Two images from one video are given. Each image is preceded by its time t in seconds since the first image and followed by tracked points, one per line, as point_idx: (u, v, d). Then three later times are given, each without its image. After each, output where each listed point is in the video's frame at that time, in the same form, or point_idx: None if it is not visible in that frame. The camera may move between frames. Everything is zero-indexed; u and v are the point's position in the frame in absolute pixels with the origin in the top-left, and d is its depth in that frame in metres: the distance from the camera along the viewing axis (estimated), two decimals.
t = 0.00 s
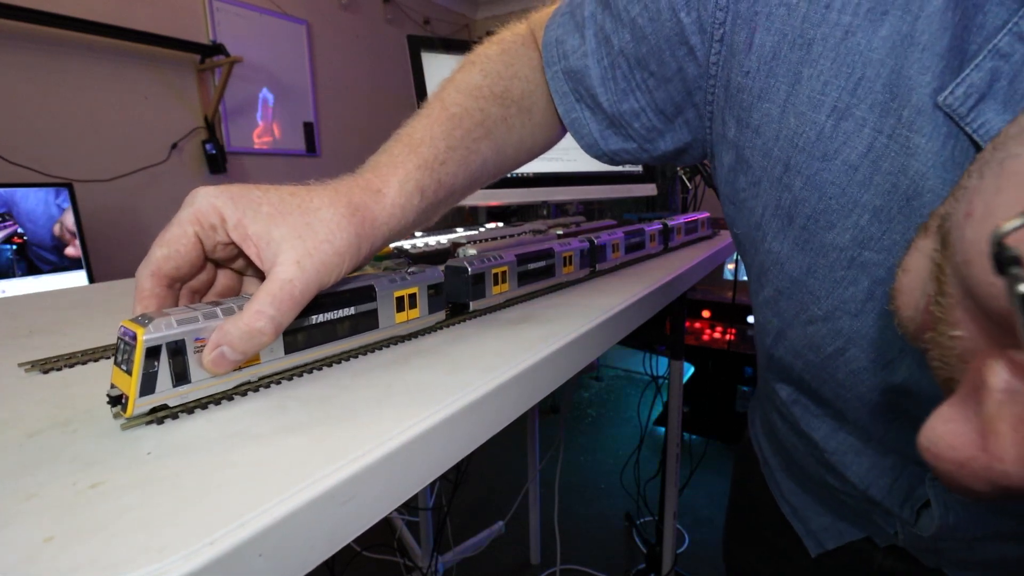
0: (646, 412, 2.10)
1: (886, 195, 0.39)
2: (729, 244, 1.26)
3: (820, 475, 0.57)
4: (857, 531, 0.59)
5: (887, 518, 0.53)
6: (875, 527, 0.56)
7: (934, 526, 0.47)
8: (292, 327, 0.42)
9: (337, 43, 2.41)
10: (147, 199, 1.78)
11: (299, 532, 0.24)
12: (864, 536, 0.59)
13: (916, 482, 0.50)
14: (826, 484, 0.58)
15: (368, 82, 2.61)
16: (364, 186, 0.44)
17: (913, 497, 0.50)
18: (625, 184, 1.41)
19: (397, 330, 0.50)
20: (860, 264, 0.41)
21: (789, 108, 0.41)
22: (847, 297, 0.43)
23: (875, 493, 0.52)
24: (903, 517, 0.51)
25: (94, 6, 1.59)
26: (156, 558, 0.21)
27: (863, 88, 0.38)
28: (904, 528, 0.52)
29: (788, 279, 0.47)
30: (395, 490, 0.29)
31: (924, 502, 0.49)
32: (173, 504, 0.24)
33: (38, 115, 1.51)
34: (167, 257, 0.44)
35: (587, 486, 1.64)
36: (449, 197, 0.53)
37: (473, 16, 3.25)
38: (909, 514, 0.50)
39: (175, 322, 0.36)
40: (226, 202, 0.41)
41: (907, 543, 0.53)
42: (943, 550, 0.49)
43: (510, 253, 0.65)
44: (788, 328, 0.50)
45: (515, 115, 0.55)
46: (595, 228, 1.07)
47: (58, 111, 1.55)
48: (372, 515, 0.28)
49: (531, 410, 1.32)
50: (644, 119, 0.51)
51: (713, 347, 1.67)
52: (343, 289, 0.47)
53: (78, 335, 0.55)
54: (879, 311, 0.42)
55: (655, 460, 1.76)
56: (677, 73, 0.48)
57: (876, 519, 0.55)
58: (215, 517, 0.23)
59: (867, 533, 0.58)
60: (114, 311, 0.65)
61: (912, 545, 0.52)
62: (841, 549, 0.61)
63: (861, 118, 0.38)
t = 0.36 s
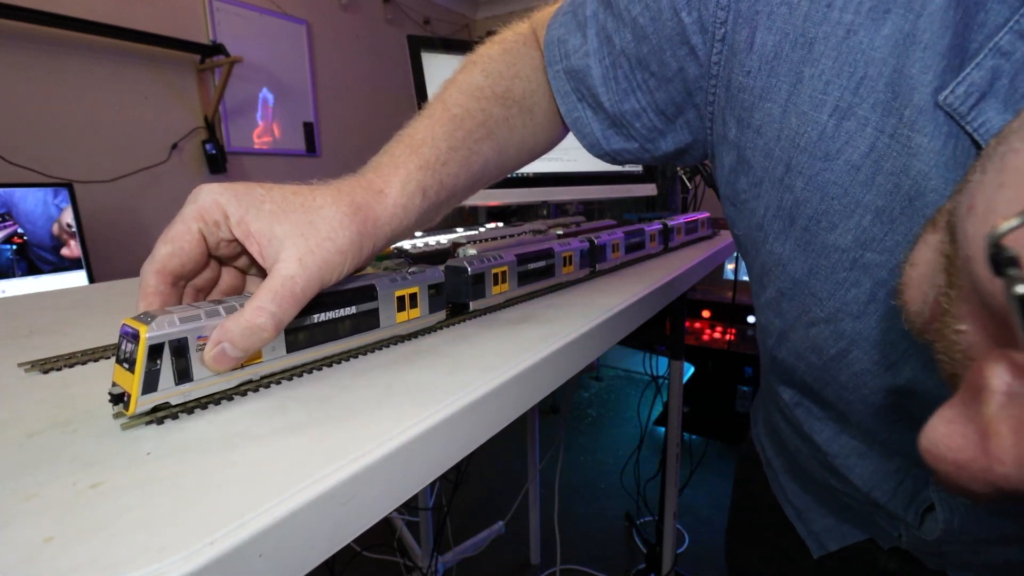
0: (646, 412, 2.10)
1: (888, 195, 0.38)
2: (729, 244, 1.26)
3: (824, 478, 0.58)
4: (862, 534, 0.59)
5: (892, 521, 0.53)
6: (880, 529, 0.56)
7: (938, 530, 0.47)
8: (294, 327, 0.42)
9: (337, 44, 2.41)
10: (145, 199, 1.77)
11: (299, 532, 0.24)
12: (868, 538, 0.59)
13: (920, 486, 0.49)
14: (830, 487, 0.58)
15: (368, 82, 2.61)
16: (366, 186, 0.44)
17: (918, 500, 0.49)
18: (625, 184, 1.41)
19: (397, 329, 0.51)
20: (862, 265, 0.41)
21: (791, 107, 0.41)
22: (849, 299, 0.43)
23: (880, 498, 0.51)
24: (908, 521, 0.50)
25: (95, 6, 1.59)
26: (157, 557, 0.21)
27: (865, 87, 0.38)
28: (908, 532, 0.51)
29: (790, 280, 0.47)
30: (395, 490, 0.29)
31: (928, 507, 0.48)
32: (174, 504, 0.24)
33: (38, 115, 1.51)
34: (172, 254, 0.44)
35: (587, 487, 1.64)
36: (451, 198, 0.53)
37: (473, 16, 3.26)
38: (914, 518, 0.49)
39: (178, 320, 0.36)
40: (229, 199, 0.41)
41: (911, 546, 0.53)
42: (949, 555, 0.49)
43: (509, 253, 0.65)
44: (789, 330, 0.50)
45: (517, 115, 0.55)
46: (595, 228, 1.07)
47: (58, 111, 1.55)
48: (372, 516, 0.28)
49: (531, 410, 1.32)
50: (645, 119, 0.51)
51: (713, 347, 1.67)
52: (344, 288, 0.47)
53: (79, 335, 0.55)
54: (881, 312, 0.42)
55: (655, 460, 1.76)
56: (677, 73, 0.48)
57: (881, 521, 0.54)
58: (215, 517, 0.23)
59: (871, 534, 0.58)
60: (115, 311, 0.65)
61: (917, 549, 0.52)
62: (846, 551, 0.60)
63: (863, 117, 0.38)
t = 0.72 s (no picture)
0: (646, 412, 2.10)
1: (902, 198, 0.38)
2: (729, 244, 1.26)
3: (832, 481, 0.57)
4: (868, 537, 0.59)
5: (899, 525, 0.53)
6: (886, 533, 0.56)
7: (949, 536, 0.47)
8: (295, 327, 0.42)
9: (337, 44, 2.41)
10: (145, 199, 1.77)
11: (299, 533, 0.24)
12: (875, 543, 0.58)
13: (931, 492, 0.49)
14: (838, 490, 0.58)
15: (368, 82, 2.61)
16: (369, 187, 0.44)
17: (928, 506, 0.49)
18: (625, 184, 1.41)
19: (398, 329, 0.51)
20: (875, 268, 0.41)
21: (802, 108, 0.41)
22: (860, 302, 0.43)
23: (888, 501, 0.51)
24: (919, 527, 0.50)
25: (95, 6, 1.59)
26: (157, 557, 0.21)
27: (879, 87, 0.37)
28: (917, 538, 0.51)
29: (800, 283, 0.47)
30: (395, 490, 0.29)
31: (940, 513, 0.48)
32: (174, 504, 0.24)
33: (38, 114, 1.51)
34: (173, 255, 0.44)
35: (587, 487, 1.64)
36: (454, 199, 0.53)
37: (473, 16, 3.26)
38: (926, 524, 0.50)
39: (180, 322, 0.36)
40: (232, 199, 0.41)
41: (919, 552, 0.53)
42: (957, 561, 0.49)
43: (509, 253, 0.65)
44: (799, 332, 0.50)
45: (521, 115, 0.55)
46: (595, 228, 1.07)
47: (58, 111, 1.55)
48: (373, 516, 0.28)
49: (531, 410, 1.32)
50: (653, 119, 0.51)
51: (713, 347, 1.67)
52: (345, 289, 0.47)
53: (79, 335, 0.55)
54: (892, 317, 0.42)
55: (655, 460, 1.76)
56: (686, 73, 0.48)
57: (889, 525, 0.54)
58: (215, 517, 0.23)
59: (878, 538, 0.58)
60: (115, 311, 0.65)
61: (925, 555, 0.52)
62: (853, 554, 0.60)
63: (877, 118, 0.38)
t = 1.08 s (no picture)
0: (646, 413, 2.10)
1: (916, 197, 0.38)
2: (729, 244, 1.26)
3: (841, 485, 0.57)
4: (876, 541, 0.58)
5: (909, 529, 0.52)
6: (894, 538, 0.56)
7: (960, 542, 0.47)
8: (294, 327, 0.42)
9: (337, 44, 2.41)
10: (145, 199, 1.77)
11: (299, 532, 0.24)
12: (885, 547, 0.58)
13: (943, 497, 0.49)
14: (847, 494, 0.58)
15: (368, 82, 2.61)
16: (370, 187, 0.44)
17: (940, 512, 0.49)
18: (625, 184, 1.41)
19: (399, 329, 0.51)
20: (887, 269, 0.41)
21: (812, 105, 0.41)
22: (871, 304, 0.43)
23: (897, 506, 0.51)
24: (930, 533, 0.50)
25: (95, 6, 1.59)
26: (156, 557, 0.21)
27: (892, 84, 0.37)
28: (927, 543, 0.51)
29: (810, 284, 0.47)
30: (395, 489, 0.29)
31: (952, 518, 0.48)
32: (173, 504, 0.24)
33: (39, 114, 1.51)
34: (175, 253, 0.44)
35: (587, 487, 1.64)
36: (455, 199, 0.53)
37: (473, 16, 3.26)
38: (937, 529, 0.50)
39: (179, 322, 0.36)
40: (233, 199, 0.41)
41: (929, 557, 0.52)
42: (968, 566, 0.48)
43: (509, 253, 0.65)
44: (808, 333, 0.50)
45: (523, 114, 0.55)
46: (595, 228, 1.08)
47: (58, 111, 1.55)
48: (373, 516, 0.28)
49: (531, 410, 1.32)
50: (659, 117, 0.51)
51: (712, 347, 1.67)
52: (345, 289, 0.47)
53: (79, 335, 0.55)
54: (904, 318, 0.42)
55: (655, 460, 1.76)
56: (694, 70, 0.48)
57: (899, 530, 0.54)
58: (215, 517, 0.23)
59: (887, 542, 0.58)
60: (115, 311, 0.65)
61: (936, 560, 0.51)
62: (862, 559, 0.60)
63: (890, 116, 0.38)
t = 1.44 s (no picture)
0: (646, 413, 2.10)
1: (928, 193, 0.37)
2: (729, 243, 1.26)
3: (851, 485, 0.57)
4: (884, 540, 0.58)
5: (919, 528, 0.52)
6: (902, 537, 0.56)
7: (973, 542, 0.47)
8: (298, 327, 0.42)
9: (337, 44, 2.41)
10: (145, 199, 1.77)
11: (298, 533, 0.24)
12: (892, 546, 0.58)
13: (953, 495, 0.48)
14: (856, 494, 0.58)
15: (368, 82, 2.61)
16: (373, 188, 0.44)
17: (948, 512, 0.49)
18: (624, 184, 1.41)
19: (400, 329, 0.51)
20: (898, 266, 0.41)
21: (825, 100, 0.40)
22: (882, 301, 0.43)
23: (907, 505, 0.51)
24: (939, 533, 0.50)
25: (96, 6, 1.59)
26: (156, 557, 0.21)
27: (906, 79, 0.37)
28: (936, 543, 0.51)
29: (821, 280, 0.47)
30: (395, 489, 0.29)
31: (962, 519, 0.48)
32: (171, 504, 0.24)
33: (39, 114, 1.51)
34: (178, 256, 0.44)
35: (587, 487, 1.64)
36: (459, 199, 0.53)
37: (473, 16, 3.26)
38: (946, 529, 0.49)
39: (184, 322, 0.36)
40: (237, 201, 0.41)
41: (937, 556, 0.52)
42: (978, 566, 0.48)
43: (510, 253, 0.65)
44: (818, 330, 0.50)
45: (528, 113, 0.55)
46: (596, 228, 1.08)
47: (59, 111, 1.55)
48: (372, 516, 0.28)
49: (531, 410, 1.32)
50: (668, 114, 0.51)
51: (712, 347, 1.68)
52: (347, 289, 0.47)
53: (79, 335, 0.55)
54: (914, 316, 0.42)
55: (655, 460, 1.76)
56: (704, 66, 0.47)
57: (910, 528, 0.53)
58: (215, 517, 0.23)
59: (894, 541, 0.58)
60: (116, 311, 0.65)
61: (944, 558, 0.51)
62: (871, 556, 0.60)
63: (903, 110, 0.37)
